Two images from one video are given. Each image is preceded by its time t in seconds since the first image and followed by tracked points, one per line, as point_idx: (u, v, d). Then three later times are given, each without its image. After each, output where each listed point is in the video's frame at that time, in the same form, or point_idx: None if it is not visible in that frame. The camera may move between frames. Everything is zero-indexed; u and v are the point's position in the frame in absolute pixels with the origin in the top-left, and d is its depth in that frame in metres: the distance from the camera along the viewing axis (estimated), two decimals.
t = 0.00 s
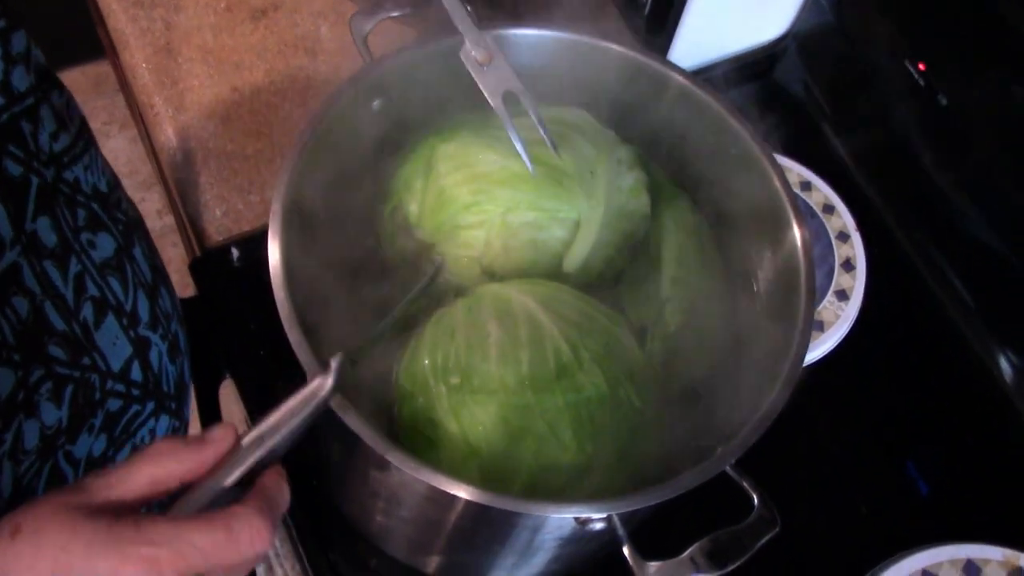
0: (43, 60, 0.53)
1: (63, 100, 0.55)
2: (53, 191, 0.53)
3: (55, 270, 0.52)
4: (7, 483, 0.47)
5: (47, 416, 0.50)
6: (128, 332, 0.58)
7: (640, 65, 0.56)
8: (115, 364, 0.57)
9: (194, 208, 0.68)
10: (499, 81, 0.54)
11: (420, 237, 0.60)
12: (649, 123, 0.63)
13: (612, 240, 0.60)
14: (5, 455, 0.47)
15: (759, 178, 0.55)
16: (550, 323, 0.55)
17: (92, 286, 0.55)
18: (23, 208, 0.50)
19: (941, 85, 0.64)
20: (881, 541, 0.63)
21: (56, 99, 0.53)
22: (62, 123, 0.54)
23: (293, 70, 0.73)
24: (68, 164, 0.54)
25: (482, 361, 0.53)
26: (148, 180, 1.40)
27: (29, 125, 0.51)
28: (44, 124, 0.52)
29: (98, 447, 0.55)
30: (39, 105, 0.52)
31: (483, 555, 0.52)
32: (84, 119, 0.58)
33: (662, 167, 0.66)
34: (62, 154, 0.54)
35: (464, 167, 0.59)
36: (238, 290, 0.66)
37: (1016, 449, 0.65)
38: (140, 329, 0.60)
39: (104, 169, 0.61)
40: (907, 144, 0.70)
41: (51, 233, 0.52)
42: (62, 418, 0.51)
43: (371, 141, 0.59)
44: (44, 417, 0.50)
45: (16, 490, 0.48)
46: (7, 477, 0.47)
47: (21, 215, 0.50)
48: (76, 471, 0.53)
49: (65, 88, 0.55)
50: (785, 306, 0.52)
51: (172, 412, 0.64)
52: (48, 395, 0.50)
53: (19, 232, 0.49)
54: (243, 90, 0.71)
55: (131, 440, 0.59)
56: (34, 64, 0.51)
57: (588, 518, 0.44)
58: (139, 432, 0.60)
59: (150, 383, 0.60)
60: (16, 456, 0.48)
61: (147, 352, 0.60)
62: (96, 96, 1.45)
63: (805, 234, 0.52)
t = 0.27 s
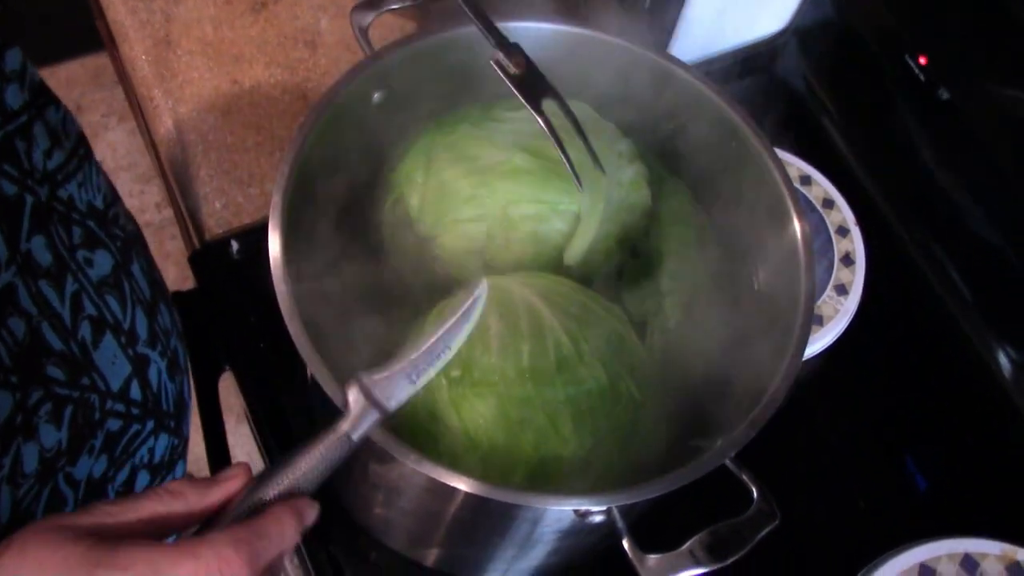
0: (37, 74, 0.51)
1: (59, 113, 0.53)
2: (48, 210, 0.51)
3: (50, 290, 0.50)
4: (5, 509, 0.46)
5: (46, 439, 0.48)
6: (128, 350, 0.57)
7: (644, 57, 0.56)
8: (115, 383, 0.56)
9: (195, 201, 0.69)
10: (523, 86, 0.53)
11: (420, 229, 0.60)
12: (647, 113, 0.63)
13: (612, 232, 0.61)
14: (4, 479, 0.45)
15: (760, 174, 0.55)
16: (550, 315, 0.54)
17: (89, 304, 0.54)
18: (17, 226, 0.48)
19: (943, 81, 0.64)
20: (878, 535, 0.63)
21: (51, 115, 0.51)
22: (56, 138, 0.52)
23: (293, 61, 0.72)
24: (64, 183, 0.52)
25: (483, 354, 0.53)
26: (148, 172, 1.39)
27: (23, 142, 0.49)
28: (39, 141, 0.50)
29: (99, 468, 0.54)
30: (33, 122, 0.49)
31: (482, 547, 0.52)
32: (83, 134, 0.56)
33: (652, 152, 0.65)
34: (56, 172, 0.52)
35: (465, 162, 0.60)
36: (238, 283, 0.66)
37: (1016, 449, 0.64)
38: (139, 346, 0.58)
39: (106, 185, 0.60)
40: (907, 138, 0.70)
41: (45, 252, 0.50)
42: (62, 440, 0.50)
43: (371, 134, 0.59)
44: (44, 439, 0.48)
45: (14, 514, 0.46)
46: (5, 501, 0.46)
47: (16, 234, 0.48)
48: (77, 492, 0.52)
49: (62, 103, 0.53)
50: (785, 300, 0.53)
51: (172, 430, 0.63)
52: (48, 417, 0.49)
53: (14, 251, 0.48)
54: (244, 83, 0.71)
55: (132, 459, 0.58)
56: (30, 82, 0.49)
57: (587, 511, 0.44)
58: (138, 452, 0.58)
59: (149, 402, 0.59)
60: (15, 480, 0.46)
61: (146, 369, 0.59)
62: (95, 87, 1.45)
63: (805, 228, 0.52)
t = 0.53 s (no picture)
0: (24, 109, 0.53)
1: (44, 147, 0.55)
2: (35, 245, 0.53)
3: (40, 324, 0.52)
4: (5, 549, 0.47)
5: (42, 477, 0.50)
6: (122, 380, 0.59)
7: (643, 50, 0.56)
8: (110, 414, 0.57)
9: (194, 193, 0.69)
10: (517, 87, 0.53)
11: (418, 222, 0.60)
12: (648, 106, 0.62)
13: (610, 224, 0.60)
14: (4, 520, 0.47)
15: (759, 166, 0.55)
16: (548, 308, 0.54)
17: (81, 336, 0.56)
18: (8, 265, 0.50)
19: (941, 75, 0.64)
20: (876, 528, 0.63)
21: (35, 149, 0.54)
22: (39, 171, 0.54)
23: (292, 55, 0.72)
24: (46, 215, 0.55)
25: (481, 346, 0.53)
26: (146, 166, 1.39)
27: (10, 180, 0.51)
28: (22, 175, 0.52)
29: (95, 502, 0.55)
30: (15, 157, 0.52)
31: (481, 539, 0.52)
32: (71, 163, 0.59)
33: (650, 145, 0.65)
34: (39, 206, 0.54)
35: (465, 154, 0.60)
36: (237, 276, 0.66)
37: (1015, 449, 0.65)
38: (133, 375, 0.61)
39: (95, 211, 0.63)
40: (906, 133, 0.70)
41: (34, 286, 0.52)
42: (58, 477, 0.52)
43: (370, 127, 0.59)
44: (42, 477, 0.50)
45: (14, 553, 0.48)
46: (5, 542, 0.47)
47: (5, 270, 0.50)
48: (73, 527, 0.53)
49: (46, 135, 0.56)
50: (784, 293, 0.53)
51: (168, 458, 0.65)
52: (43, 454, 0.50)
53: (4, 289, 0.50)
54: (242, 76, 0.71)
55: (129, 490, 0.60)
56: (13, 116, 0.51)
57: (585, 503, 0.44)
58: (135, 482, 0.61)
59: (145, 432, 0.61)
60: (15, 520, 0.48)
61: (140, 398, 0.61)
62: (94, 80, 1.44)
63: (804, 220, 0.52)
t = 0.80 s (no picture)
0: None
1: (8, 165, 0.56)
2: None
3: (18, 341, 0.54)
4: None
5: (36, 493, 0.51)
6: (108, 388, 0.59)
7: (636, 42, 0.56)
8: (100, 423, 0.58)
9: (187, 190, 0.68)
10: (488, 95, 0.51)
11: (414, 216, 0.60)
12: (641, 97, 0.63)
13: (605, 218, 0.60)
14: None
15: (754, 157, 0.55)
16: (544, 301, 0.54)
17: (61, 348, 0.56)
18: None
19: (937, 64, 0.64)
20: (872, 517, 0.64)
21: None
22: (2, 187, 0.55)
23: (287, 50, 0.72)
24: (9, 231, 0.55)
25: (476, 339, 0.53)
26: (142, 164, 1.39)
27: None
28: None
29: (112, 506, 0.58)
30: None
31: (480, 533, 0.52)
32: (38, 169, 0.60)
33: (651, 139, 0.65)
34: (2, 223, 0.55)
35: (459, 148, 0.60)
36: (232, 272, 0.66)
37: (1010, 438, 0.63)
38: (118, 383, 0.61)
39: (69, 219, 0.62)
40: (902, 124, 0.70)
41: (8, 304, 0.54)
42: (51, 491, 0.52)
43: (364, 121, 0.59)
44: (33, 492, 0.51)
45: None
46: None
47: None
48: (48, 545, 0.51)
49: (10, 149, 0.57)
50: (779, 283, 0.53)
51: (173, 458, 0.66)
52: (35, 469, 0.51)
53: None
54: (237, 71, 0.71)
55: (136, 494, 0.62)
56: None
57: (583, 495, 0.44)
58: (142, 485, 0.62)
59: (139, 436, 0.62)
60: None
61: (127, 405, 0.61)
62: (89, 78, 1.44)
63: (799, 211, 0.52)
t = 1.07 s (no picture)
0: None
1: (25, 135, 0.51)
2: (13, 235, 0.49)
3: (27, 315, 0.48)
4: None
5: (27, 465, 0.46)
6: (111, 370, 0.54)
7: (634, 42, 0.56)
8: (99, 402, 0.52)
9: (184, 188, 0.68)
10: (517, 93, 0.55)
11: (411, 215, 0.60)
12: (640, 97, 0.62)
13: (602, 218, 0.60)
14: None
15: (752, 157, 0.55)
16: (543, 304, 0.54)
17: (70, 326, 0.51)
18: None
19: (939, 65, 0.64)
20: (871, 518, 0.63)
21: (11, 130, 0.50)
22: (22, 159, 0.50)
23: (285, 48, 0.72)
24: (28, 202, 0.51)
25: (473, 339, 0.53)
26: (140, 161, 1.38)
27: None
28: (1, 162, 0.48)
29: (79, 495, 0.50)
30: None
31: (477, 533, 0.52)
32: (54, 143, 0.54)
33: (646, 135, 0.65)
34: (19, 194, 0.50)
35: (457, 147, 0.60)
36: (231, 270, 0.66)
37: (1011, 437, 0.65)
38: (123, 365, 0.56)
39: (80, 194, 0.57)
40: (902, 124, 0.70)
41: (19, 275, 0.48)
42: (44, 465, 0.47)
43: (362, 120, 0.59)
44: (24, 465, 0.46)
45: None
46: None
47: None
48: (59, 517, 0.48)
49: (28, 119, 0.52)
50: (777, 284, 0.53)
51: (155, 445, 0.58)
52: (30, 442, 0.46)
53: None
54: (235, 69, 0.70)
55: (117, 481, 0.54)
56: None
57: (581, 497, 0.44)
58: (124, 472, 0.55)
59: (133, 419, 0.55)
60: None
61: (130, 386, 0.56)
62: (87, 74, 1.44)
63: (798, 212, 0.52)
